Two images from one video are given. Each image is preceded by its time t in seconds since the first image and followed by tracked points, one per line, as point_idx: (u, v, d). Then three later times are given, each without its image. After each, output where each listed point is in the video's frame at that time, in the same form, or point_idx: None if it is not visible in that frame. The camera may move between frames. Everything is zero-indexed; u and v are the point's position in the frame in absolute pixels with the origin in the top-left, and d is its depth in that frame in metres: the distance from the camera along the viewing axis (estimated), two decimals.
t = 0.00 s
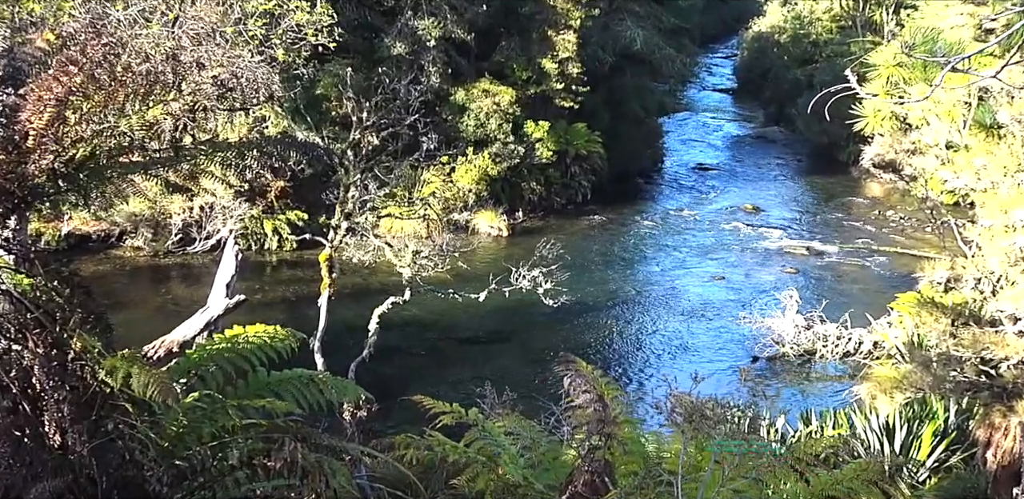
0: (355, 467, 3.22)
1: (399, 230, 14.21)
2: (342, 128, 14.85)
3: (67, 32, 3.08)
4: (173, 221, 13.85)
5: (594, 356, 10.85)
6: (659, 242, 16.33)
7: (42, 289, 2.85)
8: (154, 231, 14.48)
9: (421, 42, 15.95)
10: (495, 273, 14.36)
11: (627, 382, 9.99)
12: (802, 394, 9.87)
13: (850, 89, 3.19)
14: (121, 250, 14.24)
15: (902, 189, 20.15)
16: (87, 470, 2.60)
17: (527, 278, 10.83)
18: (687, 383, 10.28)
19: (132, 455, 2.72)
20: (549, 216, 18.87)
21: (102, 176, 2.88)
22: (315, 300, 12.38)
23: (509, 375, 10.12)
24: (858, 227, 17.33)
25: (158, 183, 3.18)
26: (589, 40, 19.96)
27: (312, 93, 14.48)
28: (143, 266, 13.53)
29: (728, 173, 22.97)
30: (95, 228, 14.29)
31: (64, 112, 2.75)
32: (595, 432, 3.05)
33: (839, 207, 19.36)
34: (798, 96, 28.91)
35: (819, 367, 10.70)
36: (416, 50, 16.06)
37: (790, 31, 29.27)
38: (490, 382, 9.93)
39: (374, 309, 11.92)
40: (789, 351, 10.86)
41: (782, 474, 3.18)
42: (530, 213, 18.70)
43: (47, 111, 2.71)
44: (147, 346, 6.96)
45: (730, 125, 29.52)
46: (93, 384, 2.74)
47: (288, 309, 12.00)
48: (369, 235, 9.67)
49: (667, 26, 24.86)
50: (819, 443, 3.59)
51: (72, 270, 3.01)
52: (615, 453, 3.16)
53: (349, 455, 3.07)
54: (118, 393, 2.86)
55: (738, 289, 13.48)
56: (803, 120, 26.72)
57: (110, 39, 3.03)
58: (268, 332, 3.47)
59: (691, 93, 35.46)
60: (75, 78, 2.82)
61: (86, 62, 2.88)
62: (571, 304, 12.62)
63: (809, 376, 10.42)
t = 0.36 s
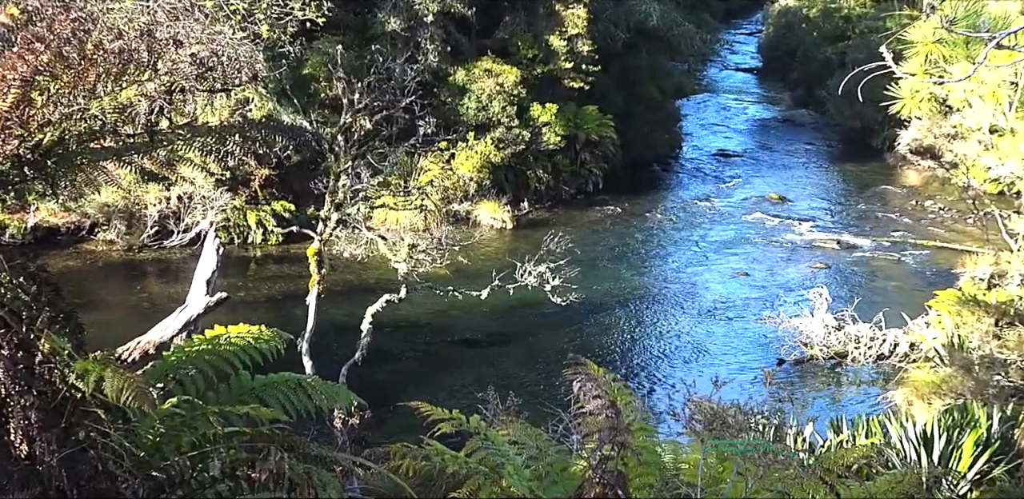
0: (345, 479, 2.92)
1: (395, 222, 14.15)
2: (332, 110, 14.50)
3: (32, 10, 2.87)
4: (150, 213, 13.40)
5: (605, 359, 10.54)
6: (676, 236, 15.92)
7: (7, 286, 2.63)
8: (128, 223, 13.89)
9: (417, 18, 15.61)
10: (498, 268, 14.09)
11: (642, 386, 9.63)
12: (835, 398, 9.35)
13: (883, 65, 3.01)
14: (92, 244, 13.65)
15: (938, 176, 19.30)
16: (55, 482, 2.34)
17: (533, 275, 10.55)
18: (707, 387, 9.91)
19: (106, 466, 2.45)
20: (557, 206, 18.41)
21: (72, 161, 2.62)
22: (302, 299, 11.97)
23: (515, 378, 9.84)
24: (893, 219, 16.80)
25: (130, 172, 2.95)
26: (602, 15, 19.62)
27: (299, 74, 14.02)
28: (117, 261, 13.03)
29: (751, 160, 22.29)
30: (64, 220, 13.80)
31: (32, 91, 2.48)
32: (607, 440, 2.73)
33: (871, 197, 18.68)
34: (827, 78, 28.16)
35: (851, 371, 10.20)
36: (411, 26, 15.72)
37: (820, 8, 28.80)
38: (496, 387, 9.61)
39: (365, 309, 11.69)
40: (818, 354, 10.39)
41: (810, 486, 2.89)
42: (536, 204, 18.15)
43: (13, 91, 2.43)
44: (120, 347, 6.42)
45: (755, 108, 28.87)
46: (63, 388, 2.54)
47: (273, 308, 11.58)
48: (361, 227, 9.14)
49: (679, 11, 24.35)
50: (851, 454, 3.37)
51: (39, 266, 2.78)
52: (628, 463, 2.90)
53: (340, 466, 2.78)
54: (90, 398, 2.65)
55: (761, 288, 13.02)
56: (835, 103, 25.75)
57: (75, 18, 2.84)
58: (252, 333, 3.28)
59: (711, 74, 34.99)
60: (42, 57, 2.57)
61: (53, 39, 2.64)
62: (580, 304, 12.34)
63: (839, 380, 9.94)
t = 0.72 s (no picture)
0: (343, 482, 2.80)
1: (394, 215, 13.97)
2: (328, 97, 14.40)
3: None
4: (138, 204, 13.32)
5: (615, 358, 10.41)
6: (688, 229, 15.75)
7: None
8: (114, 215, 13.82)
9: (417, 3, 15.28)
10: (502, 262, 13.96)
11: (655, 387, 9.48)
12: (854, 398, 9.22)
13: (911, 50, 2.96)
14: (77, 237, 13.59)
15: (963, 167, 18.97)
16: (41, 486, 2.20)
17: (541, 269, 10.39)
18: (722, 386, 9.78)
19: (93, 470, 2.29)
20: (563, 197, 18.18)
21: (56, 150, 2.49)
22: (296, 295, 11.87)
23: (520, 377, 9.74)
24: (915, 212, 16.58)
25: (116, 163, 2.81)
26: None
27: (293, 59, 13.88)
28: (103, 256, 12.92)
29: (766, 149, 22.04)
30: (47, 212, 13.71)
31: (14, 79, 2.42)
32: (618, 442, 2.64)
33: (891, 188, 18.45)
34: (847, 63, 27.78)
35: (871, 371, 10.07)
36: (411, 11, 15.45)
37: None
38: (502, 386, 9.50)
39: (362, 306, 11.57)
40: (837, 353, 10.27)
41: (829, 489, 2.85)
42: (542, 195, 17.96)
43: None
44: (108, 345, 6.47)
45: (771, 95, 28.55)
46: (48, 388, 2.38)
47: (267, 304, 11.49)
48: (359, 219, 8.98)
49: None
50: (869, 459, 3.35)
51: (23, 261, 2.64)
52: (640, 468, 2.80)
53: (337, 469, 2.65)
54: (77, 398, 2.52)
55: (776, 285, 12.86)
56: (855, 89, 25.42)
57: None
58: (245, 329, 3.15)
59: (725, 59, 34.65)
60: (24, 41, 2.46)
61: (36, 21, 2.52)
62: (587, 300, 12.20)
63: (858, 380, 9.80)
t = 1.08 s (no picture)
0: (345, 479, 2.75)
1: (395, 208, 13.94)
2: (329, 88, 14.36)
3: None
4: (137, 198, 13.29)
5: (620, 354, 10.37)
6: (694, 224, 15.69)
7: None
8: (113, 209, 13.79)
9: None
10: (506, 257, 13.93)
11: (661, 383, 9.45)
12: (862, 394, 9.18)
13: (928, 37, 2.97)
14: (75, 231, 13.55)
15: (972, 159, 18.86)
16: (40, 482, 2.16)
17: (545, 263, 10.36)
18: (728, 383, 9.73)
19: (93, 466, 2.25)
20: (567, 191, 18.10)
21: (54, 142, 2.46)
22: (296, 290, 11.85)
23: (524, 372, 9.72)
24: (925, 205, 16.47)
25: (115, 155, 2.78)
26: None
27: (294, 50, 13.88)
28: (102, 250, 12.90)
29: (773, 142, 21.92)
30: (45, 206, 13.69)
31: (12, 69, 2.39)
32: (624, 439, 2.60)
33: (900, 182, 18.35)
34: (856, 54, 27.62)
35: (880, 367, 10.02)
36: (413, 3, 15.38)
37: None
38: (507, 381, 9.48)
39: (364, 301, 11.54)
40: (844, 348, 10.23)
41: (838, 487, 2.80)
42: (546, 189, 17.89)
43: None
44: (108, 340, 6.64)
45: (778, 88, 28.44)
46: (47, 384, 2.35)
47: (268, 298, 11.47)
48: (360, 212, 8.95)
49: None
50: (878, 455, 3.34)
51: (20, 254, 2.61)
52: (646, 465, 2.78)
53: (339, 465, 2.62)
54: (76, 394, 2.47)
55: (783, 280, 12.80)
56: (864, 81, 25.27)
57: None
58: (246, 323, 3.13)
59: (732, 51, 34.56)
60: (23, 31, 2.45)
61: (33, 12, 2.51)
62: (592, 294, 12.16)
63: (867, 376, 9.74)
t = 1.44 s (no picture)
0: (347, 476, 2.76)
1: (397, 203, 13.84)
2: (330, 83, 14.34)
3: None
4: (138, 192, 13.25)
5: (623, 350, 10.35)
6: (697, 219, 15.66)
7: None
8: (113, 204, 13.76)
9: None
10: (508, 252, 13.92)
11: (664, 380, 9.42)
12: (866, 391, 9.17)
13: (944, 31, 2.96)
14: (75, 226, 13.52)
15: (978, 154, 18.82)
16: (40, 479, 2.14)
17: (547, 259, 10.33)
18: (731, 379, 9.71)
19: (93, 464, 2.23)
20: (570, 186, 18.05)
21: (54, 137, 2.42)
22: (297, 285, 11.84)
23: (525, 369, 9.71)
24: (931, 201, 16.42)
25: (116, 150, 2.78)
26: None
27: (295, 44, 13.90)
28: (102, 245, 12.87)
29: (777, 137, 21.89)
30: (45, 200, 13.68)
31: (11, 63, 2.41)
32: (627, 435, 2.60)
33: (905, 177, 18.30)
34: (862, 47, 27.54)
35: (884, 362, 10.01)
36: None
37: None
38: (509, 377, 9.47)
39: (365, 297, 11.51)
40: (849, 344, 10.21)
41: (842, 484, 2.84)
42: (548, 184, 17.86)
43: None
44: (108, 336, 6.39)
45: (781, 83, 28.41)
46: (48, 379, 2.36)
47: (269, 294, 11.46)
48: (362, 208, 8.93)
49: None
50: (883, 453, 3.34)
51: (22, 250, 2.60)
52: (649, 461, 2.77)
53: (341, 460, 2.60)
54: (76, 390, 2.46)
55: (786, 276, 12.76)
56: (869, 76, 25.16)
57: None
58: (246, 320, 3.14)
59: (736, 45, 34.58)
60: (22, 26, 2.48)
61: (33, 6, 2.53)
62: (594, 290, 12.15)
63: (870, 372, 9.72)
